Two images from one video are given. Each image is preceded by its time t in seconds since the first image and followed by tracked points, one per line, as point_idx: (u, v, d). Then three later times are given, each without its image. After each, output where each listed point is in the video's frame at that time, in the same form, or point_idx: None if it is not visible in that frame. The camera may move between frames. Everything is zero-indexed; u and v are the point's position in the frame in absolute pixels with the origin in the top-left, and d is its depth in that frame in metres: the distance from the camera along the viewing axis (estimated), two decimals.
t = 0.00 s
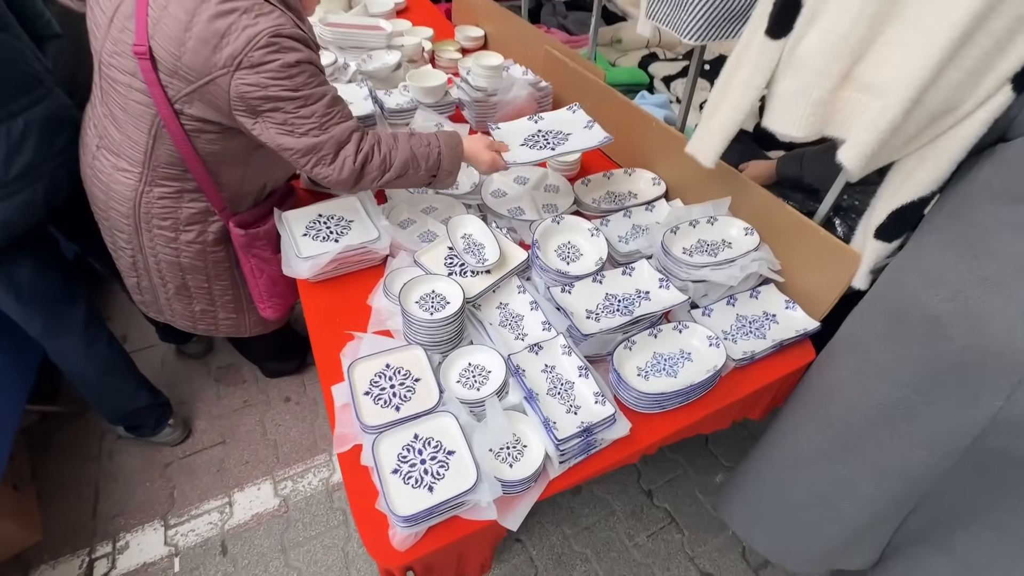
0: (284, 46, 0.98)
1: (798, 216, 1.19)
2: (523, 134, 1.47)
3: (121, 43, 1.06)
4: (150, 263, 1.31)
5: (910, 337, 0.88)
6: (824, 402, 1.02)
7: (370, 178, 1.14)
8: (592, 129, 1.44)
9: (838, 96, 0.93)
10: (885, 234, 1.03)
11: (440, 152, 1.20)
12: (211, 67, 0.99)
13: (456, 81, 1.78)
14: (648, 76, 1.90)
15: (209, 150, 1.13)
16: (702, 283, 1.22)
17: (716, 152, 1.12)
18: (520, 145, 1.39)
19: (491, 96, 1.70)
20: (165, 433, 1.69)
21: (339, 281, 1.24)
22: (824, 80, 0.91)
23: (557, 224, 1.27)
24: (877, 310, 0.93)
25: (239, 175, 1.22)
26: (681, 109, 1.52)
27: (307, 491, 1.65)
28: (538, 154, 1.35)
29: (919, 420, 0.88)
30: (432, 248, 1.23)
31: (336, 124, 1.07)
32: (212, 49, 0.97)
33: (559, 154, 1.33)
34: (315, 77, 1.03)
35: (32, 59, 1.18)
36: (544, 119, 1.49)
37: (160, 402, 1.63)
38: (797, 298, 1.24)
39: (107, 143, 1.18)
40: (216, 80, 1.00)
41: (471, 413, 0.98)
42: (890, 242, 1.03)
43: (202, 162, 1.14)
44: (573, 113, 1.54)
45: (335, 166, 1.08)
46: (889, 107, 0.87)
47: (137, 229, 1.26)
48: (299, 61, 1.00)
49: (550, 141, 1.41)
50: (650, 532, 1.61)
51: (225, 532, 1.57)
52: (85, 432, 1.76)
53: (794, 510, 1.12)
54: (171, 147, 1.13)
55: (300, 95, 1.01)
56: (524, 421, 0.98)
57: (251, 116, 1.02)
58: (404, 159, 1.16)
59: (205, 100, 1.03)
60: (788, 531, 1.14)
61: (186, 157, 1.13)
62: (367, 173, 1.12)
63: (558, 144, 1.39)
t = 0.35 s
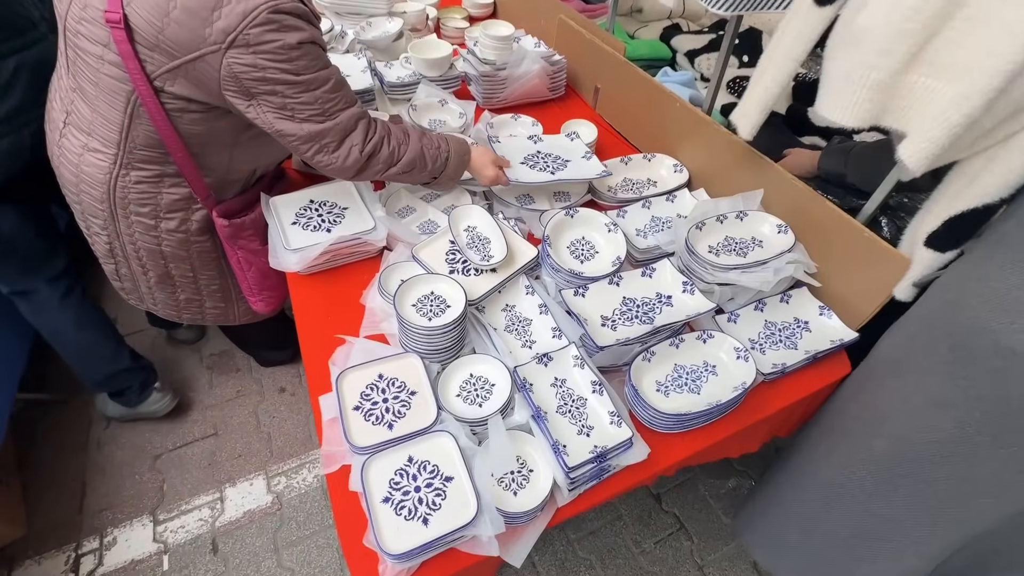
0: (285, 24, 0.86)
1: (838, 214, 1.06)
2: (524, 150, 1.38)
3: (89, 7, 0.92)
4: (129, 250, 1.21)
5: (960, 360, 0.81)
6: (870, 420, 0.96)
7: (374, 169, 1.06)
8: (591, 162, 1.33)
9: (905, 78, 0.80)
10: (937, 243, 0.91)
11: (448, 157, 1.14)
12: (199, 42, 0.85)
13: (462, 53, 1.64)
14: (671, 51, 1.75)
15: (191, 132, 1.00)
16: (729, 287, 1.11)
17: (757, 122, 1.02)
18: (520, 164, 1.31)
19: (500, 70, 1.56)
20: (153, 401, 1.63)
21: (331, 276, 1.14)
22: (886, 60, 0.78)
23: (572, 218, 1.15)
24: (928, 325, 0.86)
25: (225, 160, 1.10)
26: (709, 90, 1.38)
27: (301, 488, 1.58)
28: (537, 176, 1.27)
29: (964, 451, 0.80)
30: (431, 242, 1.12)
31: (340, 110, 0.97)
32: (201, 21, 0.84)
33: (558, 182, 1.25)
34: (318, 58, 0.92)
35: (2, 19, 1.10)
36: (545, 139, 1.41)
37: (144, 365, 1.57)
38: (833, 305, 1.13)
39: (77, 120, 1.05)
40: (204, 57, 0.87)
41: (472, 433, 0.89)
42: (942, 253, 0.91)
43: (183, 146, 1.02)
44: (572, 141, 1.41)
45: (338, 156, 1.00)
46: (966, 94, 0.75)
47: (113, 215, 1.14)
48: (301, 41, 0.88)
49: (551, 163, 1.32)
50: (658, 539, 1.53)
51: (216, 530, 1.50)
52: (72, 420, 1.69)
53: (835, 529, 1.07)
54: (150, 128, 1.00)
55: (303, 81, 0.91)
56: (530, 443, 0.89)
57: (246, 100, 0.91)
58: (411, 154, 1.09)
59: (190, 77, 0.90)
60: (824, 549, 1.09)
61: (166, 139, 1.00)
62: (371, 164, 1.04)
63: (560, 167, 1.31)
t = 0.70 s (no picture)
0: None
1: (869, 212, 0.98)
2: (529, 146, 1.29)
3: None
4: (114, 238, 1.14)
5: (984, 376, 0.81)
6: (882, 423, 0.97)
7: (372, 156, 0.99)
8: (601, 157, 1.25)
9: (939, 64, 0.74)
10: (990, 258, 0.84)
11: (451, 149, 1.08)
12: (181, 16, 0.77)
13: (467, 28, 1.54)
14: (691, 27, 1.64)
15: (176, 114, 0.92)
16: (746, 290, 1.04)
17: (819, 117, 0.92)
18: (525, 160, 1.23)
19: (507, 47, 1.47)
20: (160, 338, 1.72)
21: (322, 269, 1.07)
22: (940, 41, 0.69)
23: (578, 212, 1.08)
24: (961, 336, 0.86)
25: (214, 145, 1.02)
26: (732, 71, 1.29)
27: (297, 479, 1.55)
28: (546, 174, 1.18)
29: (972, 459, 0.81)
30: (427, 236, 1.05)
31: (337, 93, 0.90)
32: None
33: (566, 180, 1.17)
34: (313, 36, 0.84)
35: None
36: (552, 133, 1.32)
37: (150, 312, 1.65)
38: (858, 311, 1.05)
39: (52, 99, 0.97)
40: (187, 34, 0.78)
41: (465, 448, 0.83)
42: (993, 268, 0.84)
43: (167, 130, 0.94)
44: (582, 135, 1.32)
45: (335, 142, 0.93)
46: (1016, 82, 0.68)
47: (96, 201, 1.06)
48: (294, 18, 0.80)
49: (556, 162, 1.23)
50: (659, 540, 1.47)
51: (210, 520, 1.47)
52: (67, 404, 1.66)
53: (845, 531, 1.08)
54: (131, 110, 0.92)
55: (298, 62, 0.83)
56: (527, 459, 0.83)
57: (235, 81, 0.83)
58: (412, 139, 1.02)
59: (174, 55, 0.82)
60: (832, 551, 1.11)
61: (149, 123, 0.92)
62: (369, 151, 0.97)
63: (564, 166, 1.22)
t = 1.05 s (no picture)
0: None
1: (878, 221, 0.93)
2: (525, 143, 1.24)
3: None
4: (96, 233, 1.11)
5: None
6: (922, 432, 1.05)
7: (355, 150, 0.95)
8: (597, 163, 1.21)
9: (962, 67, 0.70)
10: None
11: (438, 141, 1.04)
12: (141, 4, 0.73)
13: (465, 14, 1.48)
14: (701, 17, 1.58)
15: (148, 108, 0.88)
16: (745, 301, 0.99)
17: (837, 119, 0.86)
18: (518, 162, 1.19)
19: (507, 35, 1.41)
20: (152, 332, 1.71)
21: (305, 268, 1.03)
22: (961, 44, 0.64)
23: (572, 216, 1.05)
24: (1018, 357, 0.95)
25: (191, 140, 0.98)
26: (742, 62, 1.22)
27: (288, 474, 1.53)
28: (536, 183, 1.15)
29: None
30: (414, 238, 1.01)
31: (314, 85, 0.85)
32: None
33: (557, 190, 1.13)
34: (285, 26, 0.79)
35: None
36: (552, 127, 1.26)
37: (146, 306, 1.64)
38: (864, 324, 1.00)
39: (23, 91, 0.94)
40: (149, 23, 0.74)
41: (443, 465, 0.80)
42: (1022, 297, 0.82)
43: (140, 124, 0.89)
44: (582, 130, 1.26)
45: (313, 137, 0.89)
46: None
47: (74, 195, 1.03)
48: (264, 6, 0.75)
49: (550, 166, 1.19)
50: (652, 546, 1.44)
51: (200, 513, 1.46)
52: (61, 394, 1.66)
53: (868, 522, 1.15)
54: (100, 102, 0.88)
55: (269, 53, 0.78)
56: (508, 478, 0.80)
57: (203, 73, 0.79)
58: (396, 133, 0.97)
59: (137, 45, 0.78)
60: (860, 553, 1.17)
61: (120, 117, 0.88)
62: (351, 145, 0.93)
63: (557, 173, 1.18)
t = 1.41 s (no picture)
0: None
1: (879, 223, 0.90)
2: (523, 138, 1.22)
3: None
4: (86, 222, 1.11)
5: None
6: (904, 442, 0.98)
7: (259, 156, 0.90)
8: (596, 158, 1.18)
9: (1000, 65, 0.65)
10: None
11: (343, 115, 0.95)
12: None
13: (466, 3, 1.45)
14: (710, 7, 1.53)
15: (118, 97, 0.86)
16: (741, 305, 0.97)
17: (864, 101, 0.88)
18: (513, 157, 1.18)
19: (507, 25, 1.37)
20: (150, 319, 1.72)
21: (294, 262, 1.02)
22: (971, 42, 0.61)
23: (564, 215, 1.04)
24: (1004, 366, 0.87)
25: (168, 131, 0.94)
26: (748, 55, 1.18)
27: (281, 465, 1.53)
28: (531, 179, 1.14)
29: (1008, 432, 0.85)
30: (405, 234, 1.00)
31: (230, 94, 0.80)
32: None
33: (553, 187, 1.11)
34: (215, 36, 0.74)
35: None
36: (551, 121, 1.24)
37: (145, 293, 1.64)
38: (863, 330, 0.97)
39: (5, 77, 0.94)
40: None
41: (424, 467, 0.78)
42: None
43: (112, 110, 0.87)
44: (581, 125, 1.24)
45: (220, 146, 0.84)
46: None
47: (60, 183, 1.03)
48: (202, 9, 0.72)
49: (546, 163, 1.17)
50: (644, 546, 1.43)
51: (194, 502, 1.47)
52: (60, 380, 1.67)
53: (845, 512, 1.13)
54: (66, 86, 0.87)
55: (191, 49, 0.73)
56: (490, 482, 0.79)
57: (119, 54, 0.74)
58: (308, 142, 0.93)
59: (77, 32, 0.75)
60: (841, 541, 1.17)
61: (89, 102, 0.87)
62: (256, 154, 0.89)
63: (553, 169, 1.16)
